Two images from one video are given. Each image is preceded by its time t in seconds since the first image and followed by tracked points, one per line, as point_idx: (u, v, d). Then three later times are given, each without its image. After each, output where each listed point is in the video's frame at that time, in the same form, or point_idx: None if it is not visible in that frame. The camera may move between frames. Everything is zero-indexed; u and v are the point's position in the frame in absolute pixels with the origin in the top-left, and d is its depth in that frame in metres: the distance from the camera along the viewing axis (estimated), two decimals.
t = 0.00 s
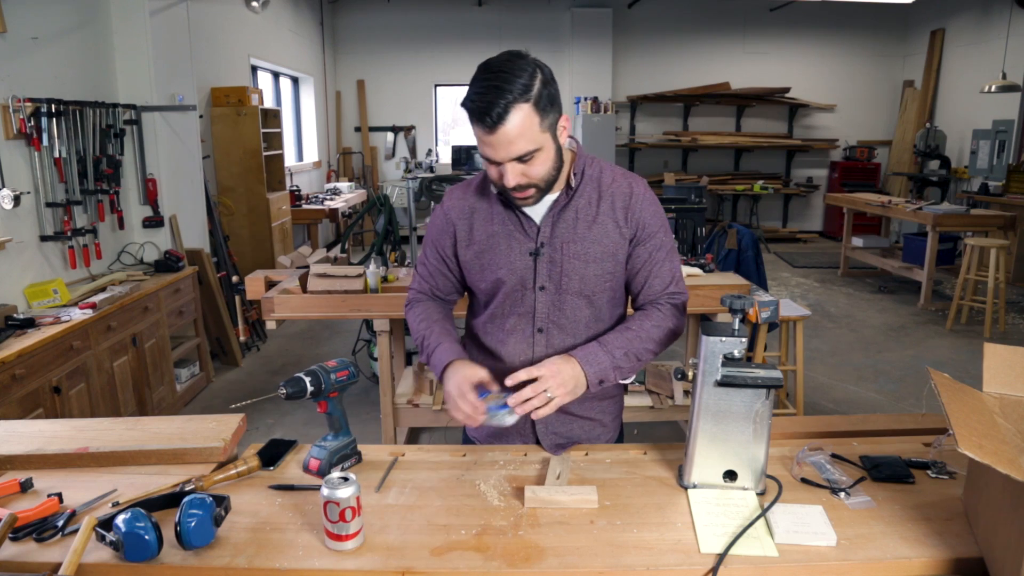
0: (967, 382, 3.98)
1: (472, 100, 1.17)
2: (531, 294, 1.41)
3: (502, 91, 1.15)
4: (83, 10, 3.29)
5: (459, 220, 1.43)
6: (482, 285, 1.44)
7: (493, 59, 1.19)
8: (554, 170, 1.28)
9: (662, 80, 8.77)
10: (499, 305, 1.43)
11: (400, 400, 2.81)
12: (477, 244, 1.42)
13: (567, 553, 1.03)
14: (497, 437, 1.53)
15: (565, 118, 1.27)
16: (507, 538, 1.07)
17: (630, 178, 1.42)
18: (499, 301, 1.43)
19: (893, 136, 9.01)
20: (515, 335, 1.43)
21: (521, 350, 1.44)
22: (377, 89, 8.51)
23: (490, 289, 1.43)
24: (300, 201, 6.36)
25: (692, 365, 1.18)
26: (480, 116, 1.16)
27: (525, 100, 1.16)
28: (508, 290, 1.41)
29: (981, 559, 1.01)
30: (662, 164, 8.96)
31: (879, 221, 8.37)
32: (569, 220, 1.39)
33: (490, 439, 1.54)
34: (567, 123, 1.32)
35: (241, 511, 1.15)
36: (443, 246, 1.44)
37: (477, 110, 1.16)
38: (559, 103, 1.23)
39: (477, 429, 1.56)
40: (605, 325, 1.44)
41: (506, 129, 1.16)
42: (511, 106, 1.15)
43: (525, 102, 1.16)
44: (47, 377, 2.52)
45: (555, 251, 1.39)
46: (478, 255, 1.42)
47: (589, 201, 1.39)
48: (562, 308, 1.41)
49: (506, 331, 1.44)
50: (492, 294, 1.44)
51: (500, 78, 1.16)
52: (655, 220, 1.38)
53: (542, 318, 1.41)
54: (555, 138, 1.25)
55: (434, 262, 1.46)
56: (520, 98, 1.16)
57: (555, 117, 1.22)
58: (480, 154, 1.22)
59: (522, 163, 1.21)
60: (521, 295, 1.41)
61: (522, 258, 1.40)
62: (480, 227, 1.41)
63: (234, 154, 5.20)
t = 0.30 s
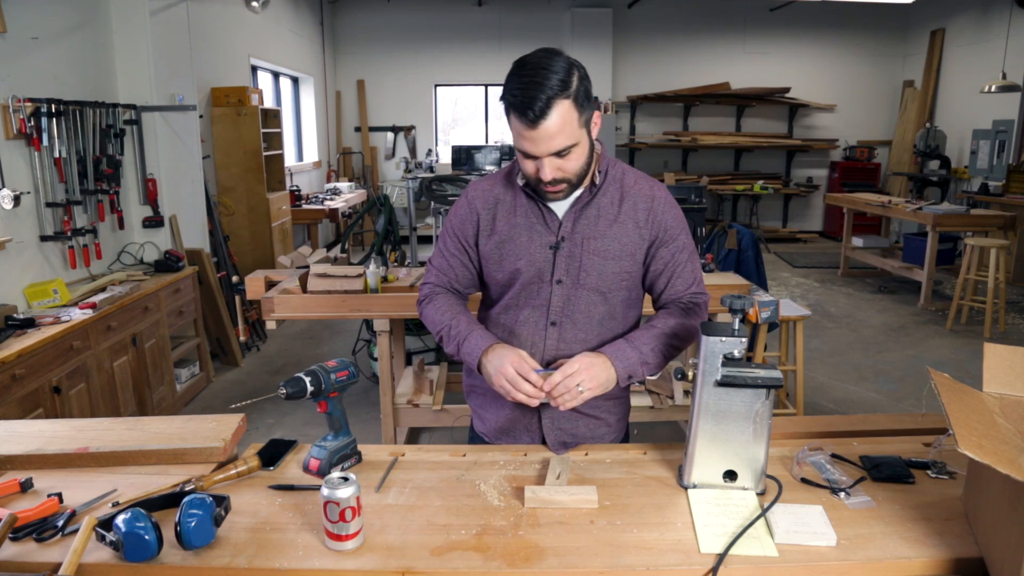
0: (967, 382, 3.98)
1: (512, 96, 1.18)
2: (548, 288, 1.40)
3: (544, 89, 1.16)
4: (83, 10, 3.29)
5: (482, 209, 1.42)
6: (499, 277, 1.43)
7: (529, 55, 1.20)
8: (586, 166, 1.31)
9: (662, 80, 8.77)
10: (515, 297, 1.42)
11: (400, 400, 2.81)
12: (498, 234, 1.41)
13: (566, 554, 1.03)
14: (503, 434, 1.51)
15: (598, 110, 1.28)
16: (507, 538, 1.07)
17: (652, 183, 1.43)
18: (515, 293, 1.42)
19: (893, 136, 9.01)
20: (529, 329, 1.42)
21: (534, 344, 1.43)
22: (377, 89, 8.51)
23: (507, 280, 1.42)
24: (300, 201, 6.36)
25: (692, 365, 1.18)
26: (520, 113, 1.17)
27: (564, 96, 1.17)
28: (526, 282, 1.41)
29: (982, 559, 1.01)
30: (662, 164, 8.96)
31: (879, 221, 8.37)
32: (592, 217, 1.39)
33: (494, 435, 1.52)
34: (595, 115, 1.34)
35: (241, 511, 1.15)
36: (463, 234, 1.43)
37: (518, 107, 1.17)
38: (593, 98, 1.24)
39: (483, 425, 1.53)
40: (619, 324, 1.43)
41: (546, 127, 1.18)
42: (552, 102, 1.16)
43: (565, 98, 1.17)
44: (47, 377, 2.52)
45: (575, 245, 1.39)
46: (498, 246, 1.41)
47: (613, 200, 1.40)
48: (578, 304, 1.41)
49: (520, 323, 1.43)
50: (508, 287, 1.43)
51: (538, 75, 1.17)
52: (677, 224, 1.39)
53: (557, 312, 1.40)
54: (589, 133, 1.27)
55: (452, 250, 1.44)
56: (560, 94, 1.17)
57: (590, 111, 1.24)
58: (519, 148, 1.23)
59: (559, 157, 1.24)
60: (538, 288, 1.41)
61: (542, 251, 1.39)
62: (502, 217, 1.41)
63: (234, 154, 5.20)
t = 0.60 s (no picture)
0: (967, 382, 3.98)
1: (546, 85, 1.20)
2: (565, 286, 1.40)
3: (580, 80, 1.18)
4: (83, 10, 3.29)
5: (498, 207, 1.39)
6: (515, 275, 1.41)
7: (562, 51, 1.23)
8: (607, 164, 1.31)
9: (662, 80, 8.77)
10: (532, 295, 1.41)
11: (400, 400, 2.81)
12: (515, 232, 1.38)
13: (566, 553, 1.03)
14: (515, 432, 1.49)
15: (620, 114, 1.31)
16: (507, 538, 1.07)
17: (661, 184, 1.45)
18: (532, 291, 1.40)
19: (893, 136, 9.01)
20: (546, 327, 1.42)
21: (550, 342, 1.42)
22: (377, 89, 8.51)
23: (524, 279, 1.40)
24: (300, 201, 6.36)
25: (692, 365, 1.18)
26: (555, 101, 1.18)
27: (597, 90, 1.20)
28: (544, 279, 1.39)
29: (981, 559, 1.01)
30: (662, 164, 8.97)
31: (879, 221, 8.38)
32: (608, 216, 1.39)
33: (506, 435, 1.51)
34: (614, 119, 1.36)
35: (241, 511, 1.15)
36: (479, 232, 1.39)
37: (552, 95, 1.19)
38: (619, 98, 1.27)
39: (494, 423, 1.52)
40: (631, 321, 1.45)
41: (580, 117, 1.19)
42: (588, 92, 1.18)
43: (598, 91, 1.20)
44: (47, 377, 2.52)
45: (592, 243, 1.39)
46: (515, 243, 1.39)
47: (627, 199, 1.40)
48: (594, 302, 1.41)
49: (536, 321, 1.42)
50: (524, 285, 1.41)
51: (573, 66, 1.19)
52: (686, 223, 1.43)
53: (575, 310, 1.40)
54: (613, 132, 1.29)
55: (467, 247, 1.39)
56: (593, 86, 1.19)
57: (616, 110, 1.27)
58: (547, 138, 1.23)
59: (585, 151, 1.24)
60: (555, 286, 1.40)
61: (560, 249, 1.38)
62: (519, 215, 1.38)
63: (234, 154, 5.20)
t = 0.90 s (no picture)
0: (967, 382, 3.98)
1: (542, 89, 1.19)
2: (572, 286, 1.40)
3: (576, 83, 1.18)
4: (83, 9, 3.29)
5: (500, 212, 1.38)
6: (521, 278, 1.41)
7: (554, 54, 1.23)
8: (606, 163, 1.31)
9: (662, 80, 8.77)
10: (540, 297, 1.41)
11: (400, 400, 2.81)
12: (519, 236, 1.38)
13: (566, 553, 1.03)
14: (525, 433, 1.49)
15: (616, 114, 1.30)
16: (507, 538, 1.07)
17: (658, 178, 1.47)
18: (539, 293, 1.40)
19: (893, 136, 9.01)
20: (555, 328, 1.41)
21: (559, 342, 1.42)
22: (377, 89, 8.51)
23: (530, 281, 1.40)
24: (300, 201, 6.36)
25: (692, 365, 1.18)
26: (552, 103, 1.18)
27: (593, 92, 1.19)
28: (550, 281, 1.39)
29: (982, 559, 1.01)
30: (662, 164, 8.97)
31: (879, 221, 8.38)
32: (610, 213, 1.40)
33: (516, 436, 1.50)
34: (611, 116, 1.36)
35: (241, 511, 1.15)
36: (482, 239, 1.38)
37: (549, 99, 1.18)
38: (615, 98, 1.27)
39: (503, 424, 1.51)
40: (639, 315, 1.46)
41: (577, 120, 1.18)
42: (584, 95, 1.18)
43: (594, 93, 1.19)
44: (47, 377, 2.52)
45: (596, 242, 1.39)
46: (520, 247, 1.38)
47: (627, 195, 1.41)
48: (602, 299, 1.41)
49: (545, 322, 1.42)
50: (530, 287, 1.41)
51: (567, 69, 1.19)
52: (685, 215, 1.45)
53: (583, 309, 1.40)
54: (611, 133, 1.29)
55: (471, 255, 1.38)
56: (589, 89, 1.18)
57: (613, 111, 1.26)
58: (546, 142, 1.23)
59: (583, 154, 1.24)
60: (562, 286, 1.40)
61: (566, 250, 1.38)
62: (522, 219, 1.38)
63: (234, 154, 5.20)
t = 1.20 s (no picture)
0: (967, 382, 3.98)
1: (507, 98, 1.19)
2: (561, 287, 1.40)
3: (543, 88, 1.17)
4: (83, 9, 3.29)
5: (483, 223, 1.40)
6: (511, 284, 1.42)
7: (516, 60, 1.21)
8: (581, 160, 1.31)
9: (662, 80, 8.77)
10: (530, 301, 1.41)
11: (400, 400, 2.81)
12: (504, 243, 1.39)
13: (566, 553, 1.03)
14: (525, 433, 1.49)
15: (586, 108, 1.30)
16: (507, 538, 1.07)
17: (640, 169, 1.46)
18: (530, 297, 1.41)
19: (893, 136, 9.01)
20: (548, 330, 1.42)
21: (553, 344, 1.42)
22: (377, 89, 8.51)
23: (520, 287, 1.41)
24: (300, 201, 6.36)
25: (692, 365, 1.18)
26: (519, 112, 1.17)
27: (559, 94, 1.18)
28: (539, 285, 1.40)
29: (982, 559, 1.01)
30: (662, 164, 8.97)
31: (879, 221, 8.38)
32: (592, 210, 1.40)
33: (516, 435, 1.50)
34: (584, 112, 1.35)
35: (241, 511, 1.15)
36: (469, 251, 1.40)
37: (515, 108, 1.18)
38: (583, 95, 1.26)
39: (503, 424, 1.51)
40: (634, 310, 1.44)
41: (547, 124, 1.18)
42: (550, 99, 1.17)
43: (561, 95, 1.18)
44: (47, 377, 2.52)
45: (581, 241, 1.39)
46: (507, 255, 1.40)
47: (608, 190, 1.41)
48: (592, 298, 1.41)
49: (538, 325, 1.42)
50: (520, 292, 1.42)
51: (531, 74, 1.18)
52: (672, 203, 1.43)
53: (573, 309, 1.40)
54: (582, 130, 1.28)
55: (459, 266, 1.40)
56: (555, 92, 1.18)
57: (581, 108, 1.26)
58: (519, 150, 1.23)
59: (557, 155, 1.24)
60: (552, 289, 1.40)
61: (552, 252, 1.39)
62: (506, 226, 1.39)
63: (234, 154, 5.20)
